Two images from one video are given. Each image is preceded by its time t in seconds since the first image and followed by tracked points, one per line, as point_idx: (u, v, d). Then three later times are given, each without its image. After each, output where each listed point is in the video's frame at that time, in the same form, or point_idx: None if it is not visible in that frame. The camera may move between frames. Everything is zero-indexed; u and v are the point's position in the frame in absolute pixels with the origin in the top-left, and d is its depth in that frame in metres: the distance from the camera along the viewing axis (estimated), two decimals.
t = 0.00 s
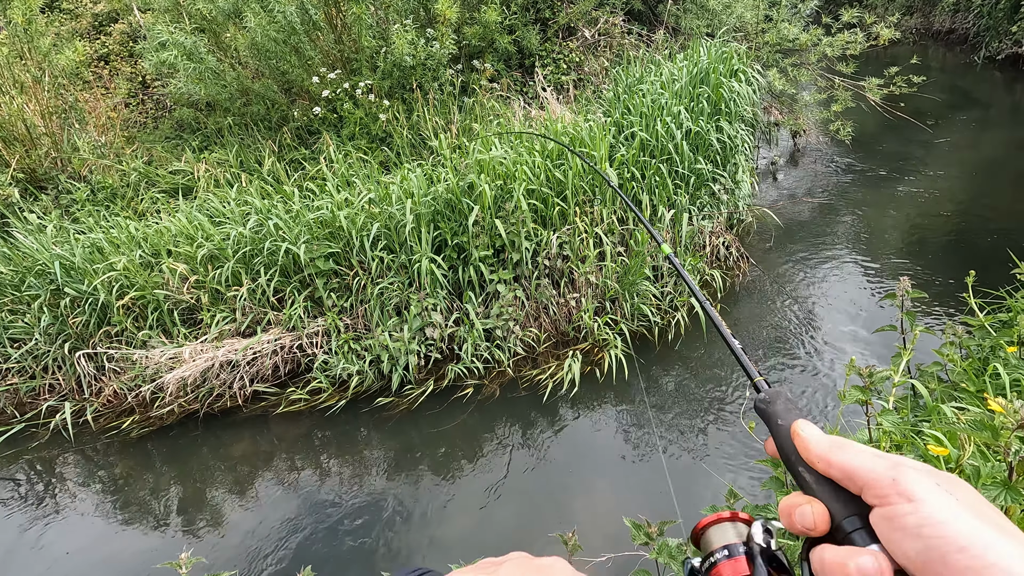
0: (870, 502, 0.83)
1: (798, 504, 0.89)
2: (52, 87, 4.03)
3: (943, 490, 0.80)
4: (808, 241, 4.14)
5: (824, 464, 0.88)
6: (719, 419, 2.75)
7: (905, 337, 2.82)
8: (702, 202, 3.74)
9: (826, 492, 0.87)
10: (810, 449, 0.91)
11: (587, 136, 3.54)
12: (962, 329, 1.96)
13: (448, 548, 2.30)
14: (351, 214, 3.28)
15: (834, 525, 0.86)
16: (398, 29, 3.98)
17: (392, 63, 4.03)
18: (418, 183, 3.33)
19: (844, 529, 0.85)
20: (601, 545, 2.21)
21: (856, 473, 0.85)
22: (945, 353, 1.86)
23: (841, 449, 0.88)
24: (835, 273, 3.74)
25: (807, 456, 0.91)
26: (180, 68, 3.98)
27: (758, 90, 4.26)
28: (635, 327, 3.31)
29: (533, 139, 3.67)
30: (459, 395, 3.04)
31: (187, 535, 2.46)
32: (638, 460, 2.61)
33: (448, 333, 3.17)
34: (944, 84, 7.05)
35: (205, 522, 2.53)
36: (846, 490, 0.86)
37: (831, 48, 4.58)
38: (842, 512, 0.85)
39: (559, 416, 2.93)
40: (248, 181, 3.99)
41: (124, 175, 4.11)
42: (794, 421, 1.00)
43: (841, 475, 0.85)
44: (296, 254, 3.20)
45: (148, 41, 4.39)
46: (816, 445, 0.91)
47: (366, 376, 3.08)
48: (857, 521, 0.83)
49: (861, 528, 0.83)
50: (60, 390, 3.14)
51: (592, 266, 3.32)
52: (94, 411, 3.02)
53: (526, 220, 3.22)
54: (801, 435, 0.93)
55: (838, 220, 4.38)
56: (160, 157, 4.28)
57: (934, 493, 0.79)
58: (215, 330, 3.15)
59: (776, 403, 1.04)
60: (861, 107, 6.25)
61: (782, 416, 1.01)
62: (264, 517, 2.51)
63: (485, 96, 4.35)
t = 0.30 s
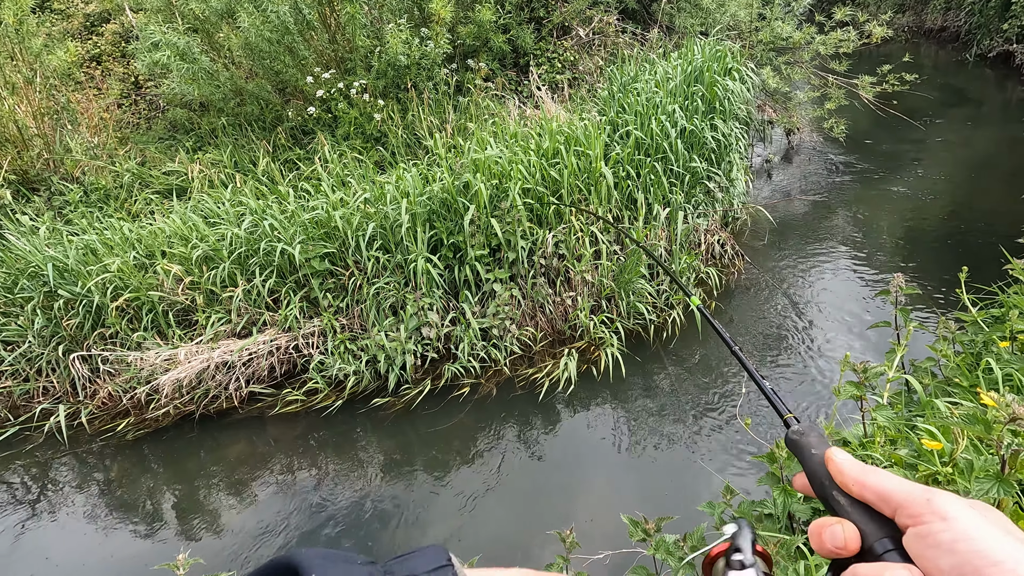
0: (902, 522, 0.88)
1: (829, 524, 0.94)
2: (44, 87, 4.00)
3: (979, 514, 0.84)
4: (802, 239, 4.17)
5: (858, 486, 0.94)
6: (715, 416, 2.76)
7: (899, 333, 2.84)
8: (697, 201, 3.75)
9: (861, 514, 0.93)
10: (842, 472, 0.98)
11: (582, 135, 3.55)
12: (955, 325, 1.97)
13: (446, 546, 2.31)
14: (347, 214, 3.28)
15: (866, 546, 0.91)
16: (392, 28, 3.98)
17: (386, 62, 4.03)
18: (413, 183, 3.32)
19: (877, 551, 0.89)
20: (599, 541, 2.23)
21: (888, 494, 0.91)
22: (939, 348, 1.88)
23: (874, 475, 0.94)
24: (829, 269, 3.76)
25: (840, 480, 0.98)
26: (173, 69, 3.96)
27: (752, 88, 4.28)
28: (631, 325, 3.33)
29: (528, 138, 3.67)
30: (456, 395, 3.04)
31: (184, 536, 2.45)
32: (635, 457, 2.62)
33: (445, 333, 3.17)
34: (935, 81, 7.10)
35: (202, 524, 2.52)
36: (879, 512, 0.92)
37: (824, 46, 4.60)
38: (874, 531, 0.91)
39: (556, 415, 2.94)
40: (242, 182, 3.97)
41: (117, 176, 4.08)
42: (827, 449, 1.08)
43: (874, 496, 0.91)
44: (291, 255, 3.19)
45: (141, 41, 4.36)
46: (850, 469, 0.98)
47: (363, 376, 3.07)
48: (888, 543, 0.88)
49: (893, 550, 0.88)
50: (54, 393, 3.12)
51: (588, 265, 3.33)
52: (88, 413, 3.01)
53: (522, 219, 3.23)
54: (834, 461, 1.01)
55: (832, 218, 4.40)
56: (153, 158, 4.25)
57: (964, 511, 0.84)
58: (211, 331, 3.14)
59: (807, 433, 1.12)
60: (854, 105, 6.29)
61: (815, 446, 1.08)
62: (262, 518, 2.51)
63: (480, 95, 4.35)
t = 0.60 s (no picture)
0: (892, 532, 0.88)
1: (818, 535, 0.94)
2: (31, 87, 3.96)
3: (965, 516, 0.86)
4: (793, 236, 4.20)
5: (844, 493, 0.93)
6: (708, 412, 2.79)
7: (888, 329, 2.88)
8: (688, 199, 3.77)
9: (848, 523, 0.93)
10: (826, 479, 0.96)
11: (574, 133, 3.55)
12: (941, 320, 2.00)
13: (441, 545, 2.31)
14: (339, 213, 3.27)
15: (855, 556, 0.91)
16: (383, 28, 3.97)
17: (377, 62, 4.02)
18: (405, 182, 3.32)
19: (867, 561, 0.89)
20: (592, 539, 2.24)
21: (876, 502, 0.91)
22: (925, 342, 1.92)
23: (860, 480, 0.93)
24: (819, 266, 3.80)
25: (825, 487, 0.97)
26: (161, 68, 3.93)
27: (743, 87, 4.30)
28: (624, 323, 3.34)
29: (520, 137, 3.68)
30: (449, 394, 3.04)
31: (177, 539, 2.44)
32: (628, 454, 2.64)
33: (438, 332, 3.17)
34: (923, 79, 7.17)
35: (195, 526, 2.51)
36: (867, 520, 0.92)
37: (814, 44, 4.63)
38: (862, 541, 0.91)
39: (550, 413, 2.95)
40: (233, 182, 3.95)
41: (106, 177, 4.05)
42: (810, 448, 1.06)
43: (861, 504, 0.91)
44: (283, 255, 3.18)
45: (129, 41, 4.32)
46: (833, 474, 0.96)
47: (356, 376, 3.07)
48: (878, 552, 0.88)
49: (883, 560, 0.88)
50: (44, 396, 3.09)
51: (581, 263, 3.33)
52: (79, 416, 2.98)
53: (514, 218, 3.23)
54: (818, 465, 0.99)
55: (822, 215, 4.44)
56: (142, 158, 4.22)
57: (952, 519, 0.85)
58: (202, 332, 3.11)
59: (790, 433, 1.09)
60: (843, 103, 6.34)
61: (795, 444, 1.06)
62: (255, 520, 2.50)
63: (472, 94, 4.34)
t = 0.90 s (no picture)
0: None
1: None
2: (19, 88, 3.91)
3: None
4: (786, 234, 4.23)
5: (859, 561, 1.09)
6: (703, 409, 2.80)
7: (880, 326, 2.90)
8: (682, 197, 3.79)
9: None
10: (842, 548, 1.14)
11: (568, 132, 3.56)
12: (934, 317, 2.03)
13: (438, 545, 2.31)
14: (332, 213, 3.25)
15: None
16: (376, 27, 3.96)
17: (370, 61, 4.01)
18: (399, 182, 3.31)
19: None
20: (590, 537, 2.24)
21: (887, 568, 1.05)
22: (918, 339, 1.94)
23: (872, 551, 1.09)
24: (812, 264, 3.82)
25: (842, 555, 1.14)
26: (152, 68, 3.90)
27: (735, 85, 4.32)
28: (619, 321, 3.35)
29: (514, 136, 3.68)
30: (445, 394, 3.04)
31: (172, 542, 2.43)
32: (624, 452, 2.65)
33: (433, 332, 3.17)
34: (913, 78, 7.23)
35: (191, 528, 2.49)
36: None
37: (805, 43, 4.66)
38: None
39: (545, 412, 2.95)
40: (225, 183, 3.92)
41: (96, 178, 4.01)
42: (827, 522, 1.25)
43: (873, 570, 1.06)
44: (277, 256, 3.16)
45: (119, 40, 4.28)
46: (848, 545, 1.14)
47: (352, 376, 3.06)
48: None
49: None
50: (34, 399, 3.06)
51: (575, 262, 3.34)
52: (71, 420, 2.95)
53: (509, 217, 3.23)
54: (835, 537, 1.18)
55: (814, 213, 4.47)
56: (133, 159, 4.18)
57: None
58: (195, 334, 3.09)
59: (808, 505, 1.29)
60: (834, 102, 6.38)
61: (812, 517, 1.26)
62: (251, 522, 2.49)
63: (465, 94, 4.34)
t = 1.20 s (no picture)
0: None
1: None
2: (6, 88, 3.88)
3: None
4: (777, 231, 4.25)
5: None
6: (693, 405, 2.82)
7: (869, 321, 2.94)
8: (674, 195, 3.80)
9: None
10: None
11: (560, 131, 3.56)
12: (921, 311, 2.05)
13: (431, 542, 2.31)
14: (324, 213, 3.24)
15: None
16: (367, 26, 3.95)
17: (362, 60, 4.00)
18: (391, 181, 3.30)
19: None
20: (582, 533, 2.25)
21: None
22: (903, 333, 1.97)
23: None
24: (802, 261, 3.85)
25: None
26: (141, 68, 3.87)
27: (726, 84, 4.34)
28: (611, 319, 3.36)
29: (506, 135, 3.68)
30: (437, 392, 3.04)
31: (164, 543, 2.41)
32: (616, 448, 2.67)
33: (426, 331, 3.16)
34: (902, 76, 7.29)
35: (183, 530, 2.48)
36: None
37: (795, 42, 4.69)
38: None
39: (538, 410, 2.96)
40: (216, 182, 3.91)
41: (85, 178, 3.98)
42: None
43: None
44: (268, 255, 3.15)
45: (108, 40, 4.25)
46: None
47: (344, 376, 3.05)
48: None
49: None
50: (23, 401, 3.03)
51: (568, 260, 3.35)
52: (61, 421, 2.93)
53: (501, 216, 3.23)
54: None
55: (805, 210, 4.50)
56: (123, 159, 4.16)
57: None
58: (186, 334, 3.08)
59: None
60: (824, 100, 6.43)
61: None
62: (243, 522, 2.48)
63: (457, 93, 4.34)
